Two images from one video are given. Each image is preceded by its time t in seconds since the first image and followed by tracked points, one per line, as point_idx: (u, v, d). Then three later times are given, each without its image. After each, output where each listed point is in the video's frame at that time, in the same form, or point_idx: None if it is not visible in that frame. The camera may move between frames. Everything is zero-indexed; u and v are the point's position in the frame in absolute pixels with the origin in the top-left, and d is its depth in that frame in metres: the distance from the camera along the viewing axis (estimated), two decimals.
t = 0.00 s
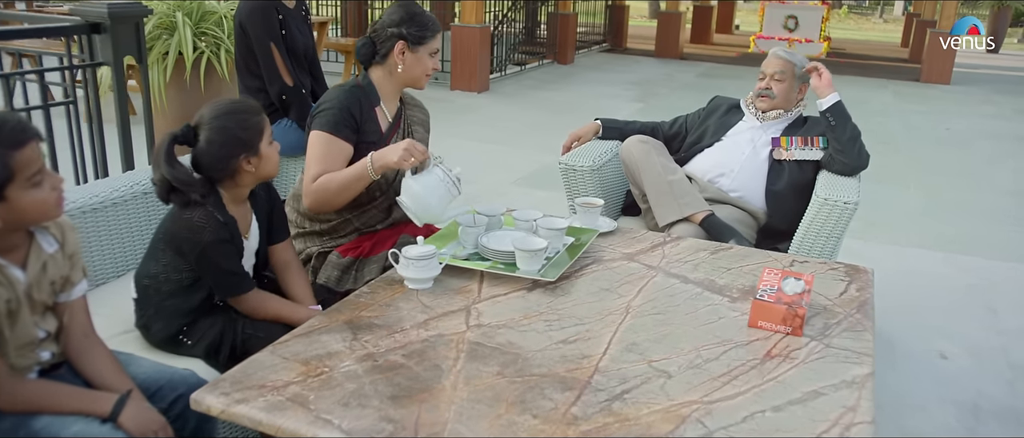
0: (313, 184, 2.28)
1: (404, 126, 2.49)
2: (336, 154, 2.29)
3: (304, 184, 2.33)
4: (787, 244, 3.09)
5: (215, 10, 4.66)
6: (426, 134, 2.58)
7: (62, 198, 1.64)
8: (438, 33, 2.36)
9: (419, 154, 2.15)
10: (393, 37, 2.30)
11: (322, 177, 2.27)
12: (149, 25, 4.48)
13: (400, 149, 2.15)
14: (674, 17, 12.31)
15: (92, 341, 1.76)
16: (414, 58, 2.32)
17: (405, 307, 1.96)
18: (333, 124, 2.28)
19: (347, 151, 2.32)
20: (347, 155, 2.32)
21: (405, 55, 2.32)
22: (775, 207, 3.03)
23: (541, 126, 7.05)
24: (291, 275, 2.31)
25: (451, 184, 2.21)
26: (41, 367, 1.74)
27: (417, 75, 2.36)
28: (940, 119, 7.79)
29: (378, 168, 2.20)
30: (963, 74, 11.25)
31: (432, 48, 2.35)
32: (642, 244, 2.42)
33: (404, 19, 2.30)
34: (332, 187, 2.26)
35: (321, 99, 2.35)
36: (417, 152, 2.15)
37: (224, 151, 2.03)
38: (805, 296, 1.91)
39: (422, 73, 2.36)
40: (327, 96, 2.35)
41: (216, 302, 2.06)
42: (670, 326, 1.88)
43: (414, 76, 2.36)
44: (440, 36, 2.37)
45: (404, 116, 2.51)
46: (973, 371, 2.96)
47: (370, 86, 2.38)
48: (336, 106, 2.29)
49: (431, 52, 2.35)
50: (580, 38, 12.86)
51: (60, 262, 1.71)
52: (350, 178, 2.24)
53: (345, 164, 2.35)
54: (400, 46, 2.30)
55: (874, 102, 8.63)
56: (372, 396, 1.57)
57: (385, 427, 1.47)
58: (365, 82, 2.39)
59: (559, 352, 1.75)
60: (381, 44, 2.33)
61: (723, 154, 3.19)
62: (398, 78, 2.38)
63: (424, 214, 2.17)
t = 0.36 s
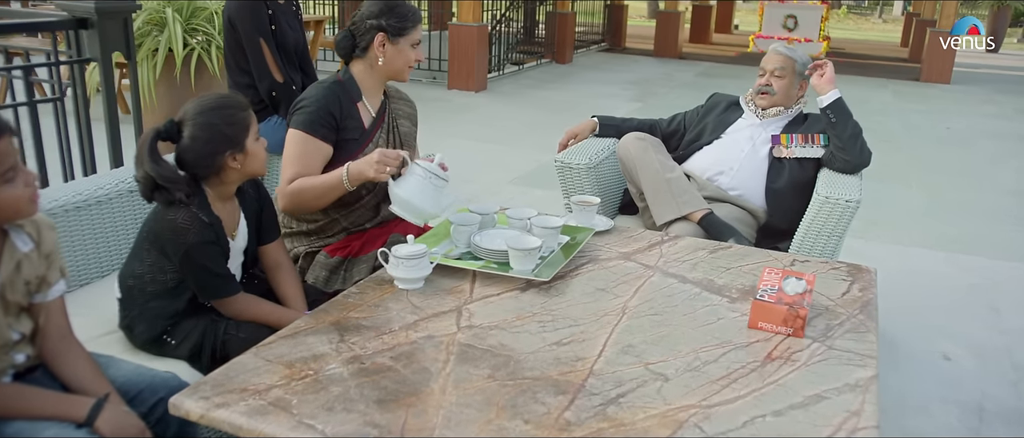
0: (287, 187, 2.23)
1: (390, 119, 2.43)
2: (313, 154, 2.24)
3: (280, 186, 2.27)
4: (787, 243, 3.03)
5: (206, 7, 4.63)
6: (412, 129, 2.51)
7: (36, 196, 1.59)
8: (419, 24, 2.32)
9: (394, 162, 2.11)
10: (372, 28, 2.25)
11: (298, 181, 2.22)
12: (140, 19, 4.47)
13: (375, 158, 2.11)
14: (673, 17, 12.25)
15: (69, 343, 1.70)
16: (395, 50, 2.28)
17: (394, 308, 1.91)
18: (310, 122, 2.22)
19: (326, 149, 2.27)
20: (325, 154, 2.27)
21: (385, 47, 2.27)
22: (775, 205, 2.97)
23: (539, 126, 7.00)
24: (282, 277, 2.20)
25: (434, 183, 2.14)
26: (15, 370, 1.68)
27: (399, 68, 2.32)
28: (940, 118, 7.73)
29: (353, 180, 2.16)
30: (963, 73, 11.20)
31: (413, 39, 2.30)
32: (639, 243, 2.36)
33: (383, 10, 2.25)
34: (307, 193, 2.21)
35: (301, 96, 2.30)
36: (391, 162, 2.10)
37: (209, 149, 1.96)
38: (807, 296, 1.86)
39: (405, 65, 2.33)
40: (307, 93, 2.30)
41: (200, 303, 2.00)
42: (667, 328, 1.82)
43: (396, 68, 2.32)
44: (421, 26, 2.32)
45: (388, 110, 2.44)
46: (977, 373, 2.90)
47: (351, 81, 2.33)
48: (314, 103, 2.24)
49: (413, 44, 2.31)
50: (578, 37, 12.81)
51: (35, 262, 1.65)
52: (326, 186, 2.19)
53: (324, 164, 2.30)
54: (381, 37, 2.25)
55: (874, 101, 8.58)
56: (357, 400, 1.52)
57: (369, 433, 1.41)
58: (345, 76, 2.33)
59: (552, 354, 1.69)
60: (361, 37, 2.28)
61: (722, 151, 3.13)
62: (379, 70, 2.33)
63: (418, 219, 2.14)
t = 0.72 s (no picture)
0: (279, 194, 2.18)
1: (373, 115, 2.38)
2: (296, 156, 2.19)
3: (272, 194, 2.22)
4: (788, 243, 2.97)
5: (198, 3, 4.62)
6: (397, 123, 2.46)
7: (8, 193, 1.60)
8: (396, 15, 2.23)
9: (373, 156, 2.03)
10: (340, 18, 2.20)
11: (287, 186, 2.17)
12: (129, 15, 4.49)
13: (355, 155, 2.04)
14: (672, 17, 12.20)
15: (44, 345, 1.64)
16: (362, 40, 2.19)
17: (383, 309, 1.85)
18: (290, 122, 2.17)
19: (310, 150, 2.21)
20: (310, 154, 2.21)
21: (353, 38, 2.20)
22: (776, 205, 2.91)
23: (538, 126, 6.94)
24: (269, 282, 2.12)
25: (421, 168, 2.07)
26: None
27: (370, 60, 2.22)
28: (940, 118, 7.68)
29: (340, 179, 2.08)
30: (964, 73, 11.14)
31: (384, 31, 2.20)
32: (636, 242, 2.30)
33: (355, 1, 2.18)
34: (297, 198, 2.15)
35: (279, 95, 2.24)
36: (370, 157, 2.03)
37: (191, 145, 1.89)
38: (809, 297, 1.80)
39: (377, 58, 2.22)
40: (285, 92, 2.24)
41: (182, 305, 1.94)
42: (665, 329, 1.76)
43: (365, 62, 2.22)
44: (395, 17, 2.22)
45: (372, 104, 2.39)
46: (982, 375, 2.84)
47: (330, 77, 2.26)
48: (292, 102, 2.18)
49: (387, 35, 2.21)
50: (578, 38, 12.76)
51: (8, 261, 1.59)
52: (314, 188, 2.13)
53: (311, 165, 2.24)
54: (348, 27, 2.19)
55: (875, 101, 8.52)
56: (341, 405, 1.46)
57: None
58: (324, 73, 2.27)
59: (545, 357, 1.63)
60: (337, 31, 2.22)
61: (720, 150, 3.08)
62: (354, 65, 2.25)
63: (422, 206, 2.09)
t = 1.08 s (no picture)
0: (296, 206, 2.13)
1: (359, 111, 2.32)
2: (301, 164, 2.13)
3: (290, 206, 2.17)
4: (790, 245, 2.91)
5: (190, 2, 4.57)
6: (381, 115, 2.40)
7: None
8: (370, 7, 2.17)
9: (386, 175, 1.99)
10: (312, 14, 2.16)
11: (306, 198, 2.12)
12: (120, 13, 4.45)
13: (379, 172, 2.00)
14: (672, 19, 12.16)
15: (19, 348, 1.59)
16: (333, 34, 2.15)
17: (372, 311, 1.79)
18: (286, 128, 2.10)
19: (311, 156, 2.15)
20: (311, 160, 2.15)
21: (325, 32, 2.16)
22: (777, 205, 2.85)
23: (537, 127, 6.89)
24: (255, 283, 2.06)
25: (436, 192, 1.91)
26: None
27: (344, 55, 2.17)
28: (941, 120, 7.62)
29: (364, 199, 2.06)
30: (965, 75, 11.09)
31: (357, 24, 2.15)
32: (634, 243, 2.24)
33: None
34: (318, 211, 2.11)
35: (266, 99, 2.18)
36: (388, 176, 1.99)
37: (175, 144, 1.82)
38: (812, 300, 1.73)
39: (350, 53, 2.17)
40: (270, 98, 2.17)
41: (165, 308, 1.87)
42: (663, 333, 1.70)
43: (338, 56, 2.18)
44: (368, 9, 2.16)
45: (356, 98, 2.33)
46: (988, 380, 2.78)
47: (312, 77, 2.20)
48: (282, 107, 2.11)
49: (361, 28, 2.15)
50: (578, 40, 12.71)
51: None
52: (336, 202, 2.09)
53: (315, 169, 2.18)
54: (319, 21, 2.15)
55: (876, 103, 8.47)
56: (325, 411, 1.40)
57: None
58: (306, 73, 2.21)
59: (538, 362, 1.57)
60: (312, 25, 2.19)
61: (720, 150, 3.02)
62: (333, 61, 2.20)
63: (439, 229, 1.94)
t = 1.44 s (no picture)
0: (302, 211, 2.05)
1: (346, 111, 2.27)
2: (299, 168, 2.06)
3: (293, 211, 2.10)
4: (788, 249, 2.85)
5: (178, 2, 4.54)
6: (368, 114, 2.35)
7: None
8: (356, 4, 2.11)
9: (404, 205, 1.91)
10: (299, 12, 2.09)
11: (312, 203, 2.05)
12: (107, 14, 4.42)
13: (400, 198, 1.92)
14: (670, 24, 12.13)
15: None
16: (322, 34, 2.08)
17: (356, 317, 1.73)
18: (279, 133, 2.04)
19: (308, 160, 2.08)
20: (308, 164, 2.08)
21: (312, 31, 2.10)
22: (775, 209, 2.79)
23: (533, 132, 6.84)
24: (238, 288, 2.00)
25: (446, 233, 1.76)
26: None
27: (333, 54, 2.11)
28: (940, 125, 7.58)
29: (379, 217, 1.99)
30: (963, 80, 11.06)
31: (346, 22, 2.09)
32: (628, 247, 2.18)
33: None
34: (328, 218, 2.04)
35: (252, 105, 2.10)
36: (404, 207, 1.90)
37: (154, 144, 1.75)
38: (811, 305, 1.68)
39: (340, 52, 2.11)
40: (256, 102, 2.10)
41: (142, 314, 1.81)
42: (657, 339, 1.64)
43: (327, 56, 2.11)
44: (355, 6, 2.11)
45: (342, 98, 2.28)
46: (991, 387, 2.72)
47: (297, 78, 2.14)
48: (273, 111, 2.05)
49: (350, 26, 2.10)
50: (575, 45, 12.68)
51: None
52: (349, 214, 2.03)
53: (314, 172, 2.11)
54: (306, 20, 2.09)
55: (874, 108, 8.43)
56: (304, 421, 1.34)
57: None
58: (290, 74, 2.14)
59: (527, 370, 1.51)
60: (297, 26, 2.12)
61: (717, 152, 2.97)
62: (320, 61, 2.13)
63: (446, 268, 1.81)
